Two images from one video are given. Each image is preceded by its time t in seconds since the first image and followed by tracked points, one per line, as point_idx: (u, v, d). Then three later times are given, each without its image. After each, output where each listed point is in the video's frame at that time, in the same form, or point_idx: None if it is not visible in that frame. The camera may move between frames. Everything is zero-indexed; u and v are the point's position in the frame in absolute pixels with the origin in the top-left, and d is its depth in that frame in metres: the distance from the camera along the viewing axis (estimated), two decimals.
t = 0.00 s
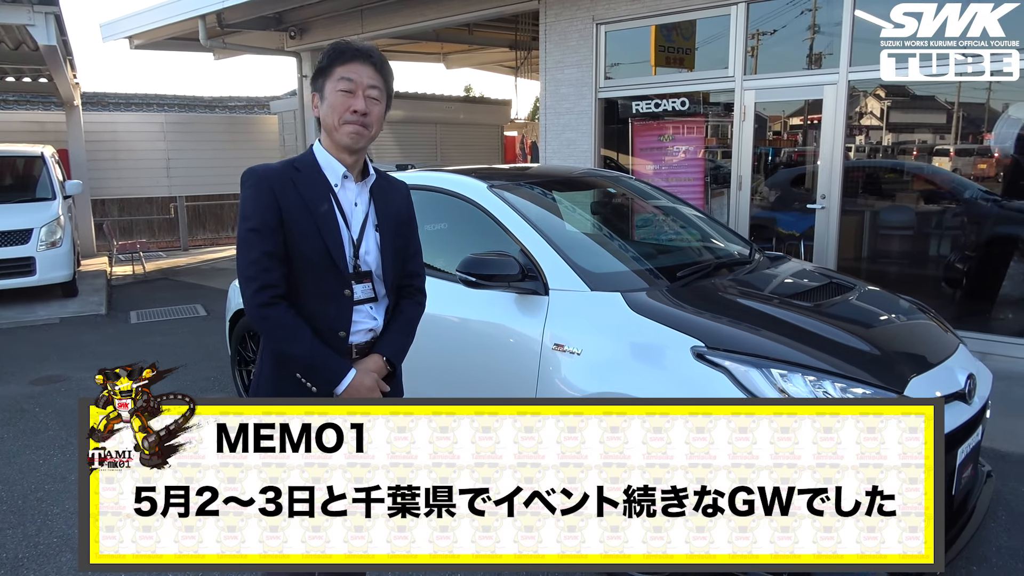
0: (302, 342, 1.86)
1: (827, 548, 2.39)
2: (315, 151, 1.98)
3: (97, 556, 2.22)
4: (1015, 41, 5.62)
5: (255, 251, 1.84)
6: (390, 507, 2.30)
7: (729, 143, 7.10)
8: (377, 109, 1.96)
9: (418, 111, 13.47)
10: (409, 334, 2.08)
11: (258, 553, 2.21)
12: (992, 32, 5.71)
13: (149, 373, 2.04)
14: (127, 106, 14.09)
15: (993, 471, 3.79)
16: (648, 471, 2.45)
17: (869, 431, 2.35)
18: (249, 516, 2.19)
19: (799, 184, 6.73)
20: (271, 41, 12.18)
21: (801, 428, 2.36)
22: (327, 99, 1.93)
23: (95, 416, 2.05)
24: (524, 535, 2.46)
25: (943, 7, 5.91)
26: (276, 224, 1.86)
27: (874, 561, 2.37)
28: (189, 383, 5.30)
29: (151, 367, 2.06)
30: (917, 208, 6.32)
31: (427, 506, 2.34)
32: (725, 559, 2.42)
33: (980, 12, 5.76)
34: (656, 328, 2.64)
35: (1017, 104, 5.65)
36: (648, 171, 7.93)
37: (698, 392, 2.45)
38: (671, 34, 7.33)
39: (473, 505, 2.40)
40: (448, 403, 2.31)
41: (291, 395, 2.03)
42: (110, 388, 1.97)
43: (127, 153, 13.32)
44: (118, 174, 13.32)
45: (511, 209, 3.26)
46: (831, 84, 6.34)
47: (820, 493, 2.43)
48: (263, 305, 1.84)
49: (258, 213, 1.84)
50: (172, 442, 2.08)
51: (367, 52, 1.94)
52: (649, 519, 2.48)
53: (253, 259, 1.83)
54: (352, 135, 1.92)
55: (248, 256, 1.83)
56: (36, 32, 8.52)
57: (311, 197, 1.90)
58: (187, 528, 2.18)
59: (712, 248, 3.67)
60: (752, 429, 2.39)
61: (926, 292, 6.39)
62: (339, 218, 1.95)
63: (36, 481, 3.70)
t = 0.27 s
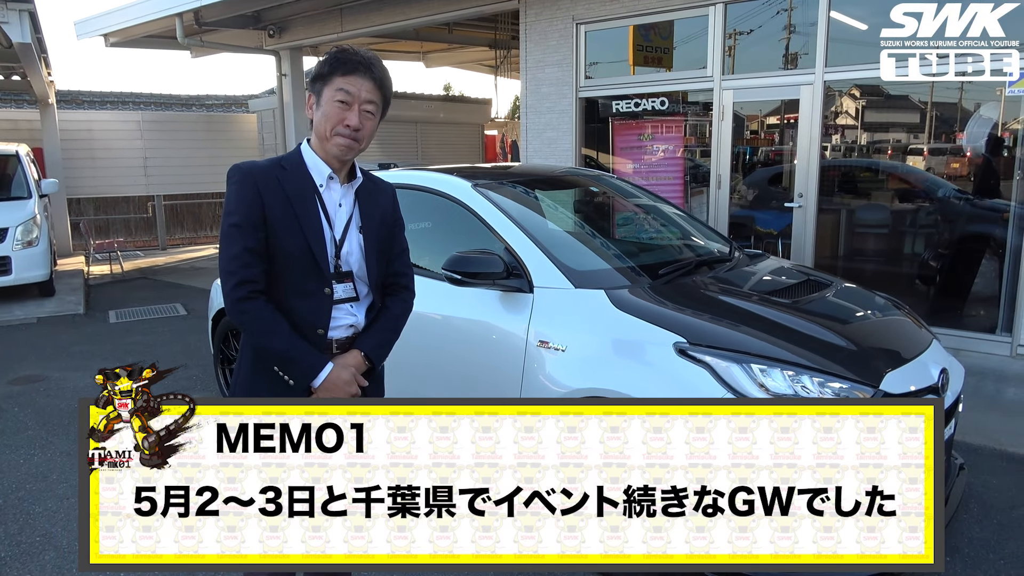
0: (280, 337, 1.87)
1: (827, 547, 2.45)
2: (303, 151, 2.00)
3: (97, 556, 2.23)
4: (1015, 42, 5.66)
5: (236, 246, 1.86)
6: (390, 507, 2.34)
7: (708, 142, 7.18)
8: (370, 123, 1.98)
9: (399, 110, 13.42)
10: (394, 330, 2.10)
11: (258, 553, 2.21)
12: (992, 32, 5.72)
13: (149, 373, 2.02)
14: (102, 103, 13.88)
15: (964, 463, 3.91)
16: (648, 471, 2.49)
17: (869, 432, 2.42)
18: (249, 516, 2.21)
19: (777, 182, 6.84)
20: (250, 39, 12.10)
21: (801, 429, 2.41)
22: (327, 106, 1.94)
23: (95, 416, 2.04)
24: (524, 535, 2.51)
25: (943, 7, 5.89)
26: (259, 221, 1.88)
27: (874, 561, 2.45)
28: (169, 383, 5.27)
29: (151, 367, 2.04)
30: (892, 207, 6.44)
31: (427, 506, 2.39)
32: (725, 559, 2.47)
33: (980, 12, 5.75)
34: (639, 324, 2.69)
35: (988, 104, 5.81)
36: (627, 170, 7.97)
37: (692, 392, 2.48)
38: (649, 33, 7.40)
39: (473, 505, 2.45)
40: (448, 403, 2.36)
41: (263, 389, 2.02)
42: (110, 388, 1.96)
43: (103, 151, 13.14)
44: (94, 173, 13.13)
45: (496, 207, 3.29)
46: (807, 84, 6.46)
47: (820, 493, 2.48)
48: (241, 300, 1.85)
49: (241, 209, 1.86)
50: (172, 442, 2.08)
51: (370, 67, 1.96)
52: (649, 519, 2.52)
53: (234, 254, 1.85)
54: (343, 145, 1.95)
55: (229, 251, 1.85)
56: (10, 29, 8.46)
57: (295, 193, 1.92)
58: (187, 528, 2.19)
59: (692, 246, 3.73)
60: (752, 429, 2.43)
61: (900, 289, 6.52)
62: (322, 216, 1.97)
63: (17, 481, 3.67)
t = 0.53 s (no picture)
0: (267, 341, 1.87)
1: (827, 548, 2.45)
2: (285, 150, 2.00)
3: (97, 556, 2.20)
4: (1015, 41, 5.66)
5: (222, 249, 1.85)
6: (390, 507, 2.36)
7: (702, 145, 7.22)
8: (350, 112, 2.00)
9: (394, 109, 13.41)
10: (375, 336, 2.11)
11: (257, 553, 2.20)
12: (992, 32, 5.74)
13: (149, 373, 2.04)
14: (96, 100, 13.82)
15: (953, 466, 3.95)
16: (648, 471, 2.51)
17: (869, 431, 2.44)
18: (249, 516, 2.21)
19: (770, 186, 6.87)
20: (245, 36, 12.08)
21: (801, 429, 2.43)
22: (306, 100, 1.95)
23: (95, 415, 2.04)
24: (524, 535, 2.53)
25: (943, 7, 5.92)
26: (245, 224, 1.88)
27: (873, 561, 2.45)
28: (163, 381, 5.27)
29: (151, 368, 2.06)
30: (884, 211, 6.51)
31: (427, 506, 2.41)
32: (725, 559, 2.48)
33: (980, 12, 5.78)
34: (632, 327, 2.71)
35: (982, 111, 5.82)
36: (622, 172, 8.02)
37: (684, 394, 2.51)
38: (645, 35, 7.43)
39: (473, 505, 2.47)
40: (448, 403, 2.37)
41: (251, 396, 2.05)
42: (110, 388, 1.97)
43: (96, 148, 13.08)
44: (87, 170, 13.07)
45: (491, 209, 3.31)
46: (801, 89, 6.51)
47: (820, 493, 2.48)
48: (228, 305, 1.84)
49: (225, 211, 1.86)
50: (172, 442, 2.08)
51: (345, 57, 1.99)
52: (649, 518, 2.53)
53: (219, 257, 1.85)
54: (325, 136, 1.95)
55: (214, 255, 1.85)
56: (5, 25, 8.44)
57: (278, 195, 1.92)
58: (187, 528, 2.18)
59: (685, 249, 3.76)
60: (752, 429, 2.44)
61: (893, 293, 6.56)
62: (307, 218, 1.98)
63: (11, 478, 3.66)
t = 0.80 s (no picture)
0: (265, 345, 1.89)
1: (827, 548, 2.46)
2: (265, 148, 2.00)
3: (97, 556, 2.23)
4: (1015, 42, 5.66)
5: (212, 254, 1.85)
6: (390, 507, 2.39)
7: (712, 147, 7.21)
8: (327, 103, 2.00)
9: (405, 107, 13.46)
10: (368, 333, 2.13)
11: (258, 553, 2.22)
12: (992, 32, 5.74)
13: (149, 373, 2.02)
14: (112, 96, 13.96)
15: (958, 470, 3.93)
16: (648, 471, 2.53)
17: (869, 431, 2.45)
18: (250, 516, 2.22)
19: (781, 189, 6.85)
20: (259, 34, 12.15)
21: (801, 428, 2.45)
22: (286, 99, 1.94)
23: (95, 416, 2.03)
24: (524, 535, 2.55)
25: (943, 7, 5.95)
26: (231, 226, 1.88)
27: (874, 561, 2.46)
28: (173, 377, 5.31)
29: (151, 367, 2.04)
30: (897, 215, 6.46)
31: (427, 506, 2.44)
32: (725, 559, 2.50)
33: (980, 12, 5.79)
34: (636, 327, 2.71)
35: (999, 114, 5.77)
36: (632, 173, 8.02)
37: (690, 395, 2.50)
38: (658, 36, 7.41)
39: (473, 505, 2.49)
40: (448, 403, 2.41)
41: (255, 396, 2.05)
42: (110, 388, 1.96)
43: (111, 144, 13.21)
44: (101, 165, 13.20)
45: (498, 208, 3.33)
46: (812, 91, 6.49)
47: (820, 493, 2.51)
48: (223, 309, 1.85)
49: (212, 214, 1.86)
50: (172, 442, 2.08)
51: (316, 47, 1.98)
52: (649, 518, 2.55)
53: (209, 262, 1.85)
54: (304, 132, 1.97)
55: (204, 260, 1.85)
56: (21, 21, 8.52)
57: (263, 194, 1.92)
58: (187, 528, 2.19)
59: (692, 250, 3.76)
60: (752, 429, 2.46)
61: (903, 298, 6.52)
62: (294, 215, 1.99)
63: (22, 470, 3.71)
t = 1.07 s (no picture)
0: (242, 358, 1.90)
1: (827, 548, 2.44)
2: (229, 157, 2.00)
3: (97, 556, 2.17)
4: (1015, 41, 5.63)
5: (181, 270, 1.85)
6: (390, 507, 2.38)
7: (711, 153, 7.23)
8: (290, 109, 2.00)
9: (406, 115, 13.52)
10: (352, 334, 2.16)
11: (258, 553, 2.22)
12: (992, 32, 5.72)
13: (150, 373, 1.98)
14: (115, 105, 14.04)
15: (957, 476, 3.92)
16: (648, 471, 2.51)
17: (869, 431, 2.45)
18: (249, 516, 2.21)
19: (780, 195, 6.85)
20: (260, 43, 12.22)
21: (802, 429, 2.43)
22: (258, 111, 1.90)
23: (95, 415, 1.99)
24: (524, 535, 2.53)
25: (943, 7, 5.94)
26: (200, 240, 1.87)
27: (873, 561, 2.44)
28: (172, 383, 5.33)
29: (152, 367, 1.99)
30: (896, 221, 6.47)
31: (427, 506, 2.43)
32: (725, 559, 2.48)
33: (980, 12, 5.77)
34: (631, 332, 2.72)
35: (1000, 121, 5.76)
36: (632, 180, 8.04)
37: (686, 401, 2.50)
38: (660, 44, 7.42)
39: (473, 505, 2.49)
40: (448, 403, 2.41)
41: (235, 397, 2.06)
42: (110, 388, 1.92)
43: (113, 152, 13.29)
44: (104, 173, 13.27)
45: (494, 214, 3.34)
46: (810, 97, 6.51)
47: (820, 493, 2.48)
48: (197, 327, 1.85)
49: (178, 231, 1.85)
50: (172, 442, 2.05)
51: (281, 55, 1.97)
52: (649, 519, 2.53)
53: (179, 279, 1.84)
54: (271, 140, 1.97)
55: (174, 276, 1.84)
56: (24, 30, 8.60)
57: (229, 205, 1.92)
58: (187, 528, 2.16)
59: (690, 257, 3.76)
60: (752, 429, 2.45)
61: (903, 304, 6.54)
62: (264, 223, 1.99)
63: (19, 475, 3.73)
